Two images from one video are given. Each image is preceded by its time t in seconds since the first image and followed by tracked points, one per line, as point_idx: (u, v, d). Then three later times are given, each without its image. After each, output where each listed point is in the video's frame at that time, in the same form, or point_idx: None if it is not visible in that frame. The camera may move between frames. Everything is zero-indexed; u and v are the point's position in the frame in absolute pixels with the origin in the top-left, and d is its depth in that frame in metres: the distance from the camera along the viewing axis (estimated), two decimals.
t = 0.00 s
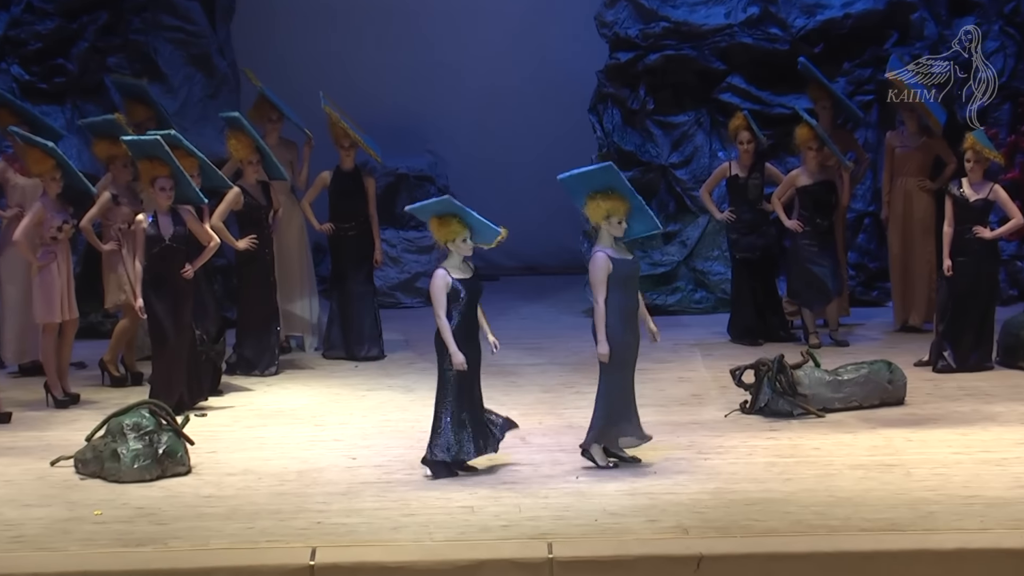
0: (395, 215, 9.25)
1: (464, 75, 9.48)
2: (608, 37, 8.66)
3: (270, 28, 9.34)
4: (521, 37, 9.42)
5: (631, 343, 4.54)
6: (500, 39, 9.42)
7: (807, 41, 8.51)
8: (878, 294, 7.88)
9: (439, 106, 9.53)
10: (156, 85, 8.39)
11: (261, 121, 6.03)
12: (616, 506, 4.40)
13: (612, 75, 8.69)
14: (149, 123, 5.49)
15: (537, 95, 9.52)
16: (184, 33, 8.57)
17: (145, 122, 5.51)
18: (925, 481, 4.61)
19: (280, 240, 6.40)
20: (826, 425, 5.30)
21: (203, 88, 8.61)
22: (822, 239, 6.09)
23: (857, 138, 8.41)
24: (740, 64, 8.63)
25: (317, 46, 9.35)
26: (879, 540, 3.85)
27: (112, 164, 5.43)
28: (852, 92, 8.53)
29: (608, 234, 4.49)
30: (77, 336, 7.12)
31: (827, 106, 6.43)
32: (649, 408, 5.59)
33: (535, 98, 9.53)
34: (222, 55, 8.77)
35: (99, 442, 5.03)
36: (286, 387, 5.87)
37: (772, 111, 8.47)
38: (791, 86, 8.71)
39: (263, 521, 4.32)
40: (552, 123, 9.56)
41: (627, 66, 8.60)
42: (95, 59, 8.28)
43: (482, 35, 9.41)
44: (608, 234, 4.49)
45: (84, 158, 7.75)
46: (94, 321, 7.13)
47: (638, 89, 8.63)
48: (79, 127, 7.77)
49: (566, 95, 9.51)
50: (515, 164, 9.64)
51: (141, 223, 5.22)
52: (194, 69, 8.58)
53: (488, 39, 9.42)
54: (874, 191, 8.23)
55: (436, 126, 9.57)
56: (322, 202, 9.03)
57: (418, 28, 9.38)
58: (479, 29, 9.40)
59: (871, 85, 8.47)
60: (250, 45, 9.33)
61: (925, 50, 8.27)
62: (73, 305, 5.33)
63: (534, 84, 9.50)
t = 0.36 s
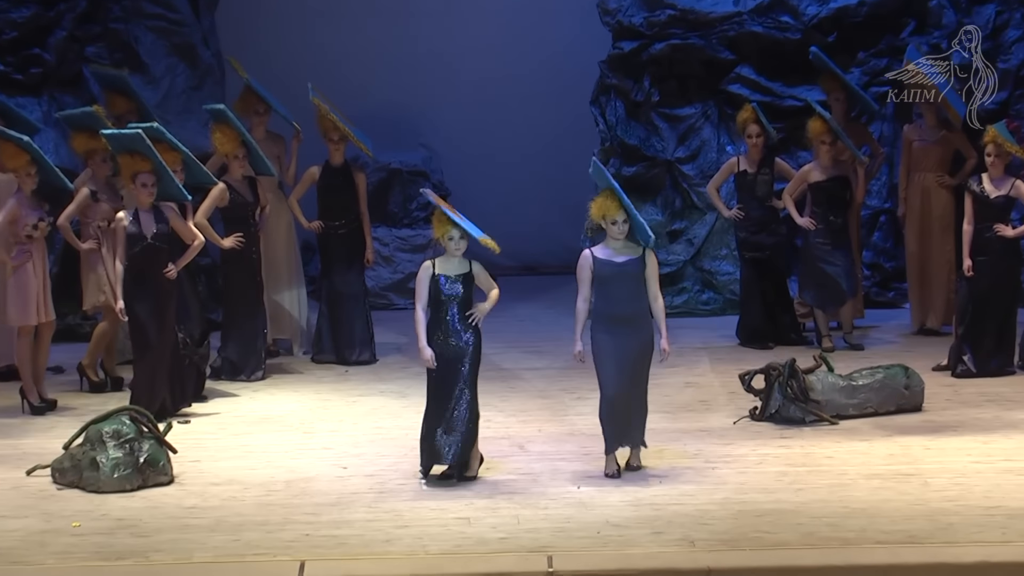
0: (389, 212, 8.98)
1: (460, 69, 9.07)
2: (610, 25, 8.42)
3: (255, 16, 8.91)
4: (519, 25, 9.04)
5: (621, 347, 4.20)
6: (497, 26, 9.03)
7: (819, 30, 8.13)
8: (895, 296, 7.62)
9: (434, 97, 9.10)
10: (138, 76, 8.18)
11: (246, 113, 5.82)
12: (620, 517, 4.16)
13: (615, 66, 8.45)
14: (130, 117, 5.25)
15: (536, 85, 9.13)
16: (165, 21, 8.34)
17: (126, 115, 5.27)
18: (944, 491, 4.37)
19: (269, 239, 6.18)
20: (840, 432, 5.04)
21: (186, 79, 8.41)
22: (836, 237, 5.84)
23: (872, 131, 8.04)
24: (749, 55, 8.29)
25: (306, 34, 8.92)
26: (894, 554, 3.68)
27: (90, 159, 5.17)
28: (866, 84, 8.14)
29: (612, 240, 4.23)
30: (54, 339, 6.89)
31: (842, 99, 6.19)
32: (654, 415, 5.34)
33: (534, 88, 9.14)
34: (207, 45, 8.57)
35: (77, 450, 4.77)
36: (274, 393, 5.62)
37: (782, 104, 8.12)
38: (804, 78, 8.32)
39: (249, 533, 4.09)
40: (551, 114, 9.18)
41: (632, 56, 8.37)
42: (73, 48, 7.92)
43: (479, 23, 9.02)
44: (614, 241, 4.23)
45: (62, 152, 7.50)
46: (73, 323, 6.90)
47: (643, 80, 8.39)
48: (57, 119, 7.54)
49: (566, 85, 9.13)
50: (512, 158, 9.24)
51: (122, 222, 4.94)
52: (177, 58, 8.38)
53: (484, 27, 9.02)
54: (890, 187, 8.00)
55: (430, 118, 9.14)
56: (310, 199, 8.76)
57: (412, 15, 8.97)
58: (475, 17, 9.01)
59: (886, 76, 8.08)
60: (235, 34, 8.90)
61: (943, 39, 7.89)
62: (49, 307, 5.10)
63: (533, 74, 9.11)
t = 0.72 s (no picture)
0: (383, 208, 8.70)
1: (458, 64, 8.81)
2: (615, 13, 8.06)
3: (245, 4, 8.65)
4: (517, 14, 8.76)
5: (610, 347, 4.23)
6: (495, 15, 8.76)
7: (834, 19, 7.94)
8: (914, 297, 7.33)
9: (430, 88, 8.85)
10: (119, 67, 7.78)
11: (233, 105, 5.67)
12: (625, 529, 3.93)
13: (620, 55, 8.09)
14: (112, 109, 5.10)
15: (535, 76, 8.83)
16: (147, 9, 8.02)
17: (108, 106, 5.11)
18: (966, 501, 4.13)
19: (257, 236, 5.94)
20: (857, 440, 4.80)
21: (169, 69, 8.09)
22: (851, 235, 5.66)
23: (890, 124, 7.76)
24: (762, 43, 8.01)
25: (297, 23, 8.66)
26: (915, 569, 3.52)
27: (70, 153, 4.91)
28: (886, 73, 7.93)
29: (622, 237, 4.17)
30: (31, 342, 6.65)
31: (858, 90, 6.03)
32: (662, 421, 5.10)
33: (533, 79, 8.83)
34: (190, 33, 8.24)
35: (56, 458, 4.53)
36: (263, 400, 5.38)
37: (797, 96, 7.86)
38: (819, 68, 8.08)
39: (234, 546, 3.86)
40: (551, 106, 8.88)
41: (637, 45, 8.01)
42: (52, 37, 7.57)
43: (476, 12, 8.75)
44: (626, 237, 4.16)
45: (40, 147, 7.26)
46: (51, 326, 6.66)
47: (649, 70, 8.03)
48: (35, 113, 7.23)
49: (567, 76, 8.84)
50: (511, 151, 8.96)
51: (101, 218, 4.70)
52: (159, 48, 8.06)
53: (482, 15, 8.75)
54: (908, 183, 7.77)
55: (425, 109, 8.89)
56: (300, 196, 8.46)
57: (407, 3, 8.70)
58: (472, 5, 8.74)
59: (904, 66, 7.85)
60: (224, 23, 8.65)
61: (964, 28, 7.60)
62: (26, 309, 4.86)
63: (532, 64, 8.82)
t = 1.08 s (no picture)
0: (377, 204, 8.42)
1: (459, 55, 8.59)
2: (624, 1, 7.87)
3: None
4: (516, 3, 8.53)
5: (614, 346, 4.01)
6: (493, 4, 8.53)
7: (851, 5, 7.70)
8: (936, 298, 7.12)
9: (425, 79, 8.61)
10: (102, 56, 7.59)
11: (221, 97, 5.46)
12: (631, 542, 3.70)
13: (627, 45, 7.86)
14: (94, 100, 4.94)
15: (534, 67, 8.62)
16: None
17: (90, 98, 4.95)
18: (990, 512, 3.91)
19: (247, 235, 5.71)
20: (876, 448, 4.57)
21: (154, 57, 7.80)
22: (869, 232, 5.46)
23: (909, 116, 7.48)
24: (775, 31, 7.78)
25: (290, 12, 8.42)
26: None
27: (50, 147, 4.70)
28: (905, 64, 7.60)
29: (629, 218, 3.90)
30: (8, 344, 6.43)
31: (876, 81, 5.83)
32: (670, 428, 4.87)
33: (532, 69, 8.62)
34: (176, 21, 7.94)
35: (35, 466, 4.29)
36: (251, 406, 5.16)
37: (812, 87, 7.62)
38: (835, 57, 7.81)
39: (222, 559, 3.63)
40: (551, 97, 8.67)
41: (646, 33, 7.78)
42: (31, 26, 7.37)
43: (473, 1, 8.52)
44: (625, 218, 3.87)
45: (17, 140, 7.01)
46: (29, 328, 6.44)
47: (657, 60, 7.79)
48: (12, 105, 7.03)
49: (566, 67, 8.63)
50: (510, 144, 8.73)
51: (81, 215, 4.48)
52: (144, 37, 7.75)
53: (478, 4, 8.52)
54: (929, 177, 7.54)
55: (421, 101, 8.65)
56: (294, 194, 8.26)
57: None
58: None
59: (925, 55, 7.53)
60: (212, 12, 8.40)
61: (989, 14, 7.34)
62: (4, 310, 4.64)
63: (531, 55, 8.61)
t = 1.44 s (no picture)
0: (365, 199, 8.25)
1: (454, 47, 8.36)
2: None
3: None
4: None
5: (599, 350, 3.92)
6: None
7: None
8: (954, 299, 6.92)
9: (420, 72, 8.39)
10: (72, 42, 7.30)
11: (202, 86, 5.27)
12: (633, 555, 3.48)
13: (629, 32, 7.52)
14: (67, 89, 4.88)
15: (531, 58, 8.38)
16: None
17: (63, 87, 4.89)
18: (1013, 523, 3.68)
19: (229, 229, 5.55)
20: (891, 456, 4.35)
21: (132, 45, 7.65)
22: (882, 229, 5.26)
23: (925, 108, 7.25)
24: (786, 20, 7.57)
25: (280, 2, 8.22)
26: None
27: (21, 140, 4.56)
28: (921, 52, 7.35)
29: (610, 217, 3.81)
30: None
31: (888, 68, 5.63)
32: (675, 435, 4.65)
33: (530, 61, 8.38)
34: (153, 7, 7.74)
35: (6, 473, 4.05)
36: (233, 411, 4.93)
37: (824, 76, 7.40)
38: (847, 45, 7.60)
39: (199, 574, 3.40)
40: (550, 89, 8.42)
41: (648, 20, 7.47)
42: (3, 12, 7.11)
43: None
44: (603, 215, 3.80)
45: None
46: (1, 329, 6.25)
47: (660, 48, 7.49)
48: None
49: (564, 58, 8.38)
50: (507, 138, 8.49)
51: (54, 213, 4.23)
52: (119, 23, 7.59)
53: None
54: (946, 172, 7.32)
55: (415, 94, 8.43)
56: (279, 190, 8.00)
57: None
58: None
59: (943, 42, 7.30)
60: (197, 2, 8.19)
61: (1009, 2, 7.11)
62: None
63: (528, 45, 8.36)
